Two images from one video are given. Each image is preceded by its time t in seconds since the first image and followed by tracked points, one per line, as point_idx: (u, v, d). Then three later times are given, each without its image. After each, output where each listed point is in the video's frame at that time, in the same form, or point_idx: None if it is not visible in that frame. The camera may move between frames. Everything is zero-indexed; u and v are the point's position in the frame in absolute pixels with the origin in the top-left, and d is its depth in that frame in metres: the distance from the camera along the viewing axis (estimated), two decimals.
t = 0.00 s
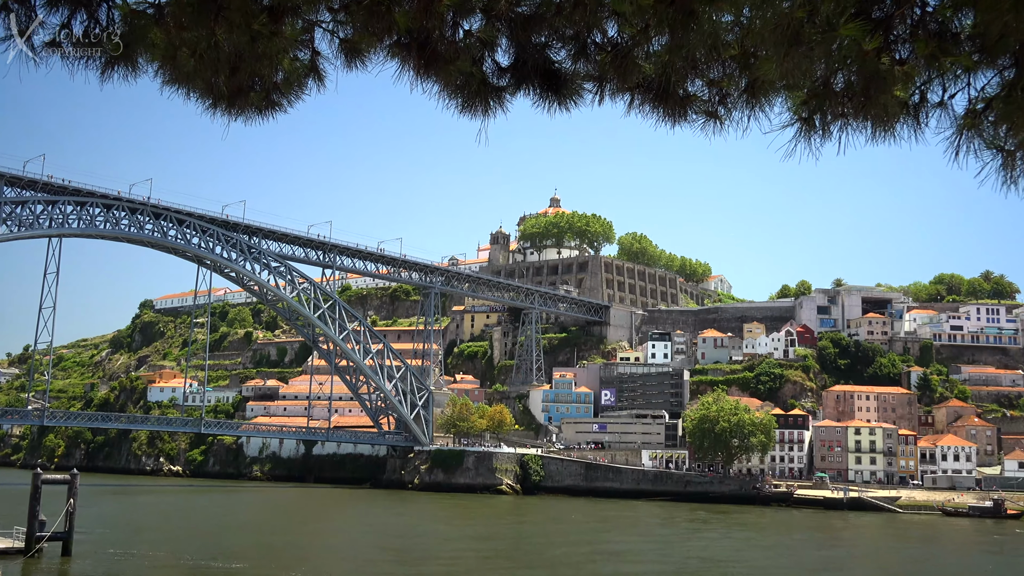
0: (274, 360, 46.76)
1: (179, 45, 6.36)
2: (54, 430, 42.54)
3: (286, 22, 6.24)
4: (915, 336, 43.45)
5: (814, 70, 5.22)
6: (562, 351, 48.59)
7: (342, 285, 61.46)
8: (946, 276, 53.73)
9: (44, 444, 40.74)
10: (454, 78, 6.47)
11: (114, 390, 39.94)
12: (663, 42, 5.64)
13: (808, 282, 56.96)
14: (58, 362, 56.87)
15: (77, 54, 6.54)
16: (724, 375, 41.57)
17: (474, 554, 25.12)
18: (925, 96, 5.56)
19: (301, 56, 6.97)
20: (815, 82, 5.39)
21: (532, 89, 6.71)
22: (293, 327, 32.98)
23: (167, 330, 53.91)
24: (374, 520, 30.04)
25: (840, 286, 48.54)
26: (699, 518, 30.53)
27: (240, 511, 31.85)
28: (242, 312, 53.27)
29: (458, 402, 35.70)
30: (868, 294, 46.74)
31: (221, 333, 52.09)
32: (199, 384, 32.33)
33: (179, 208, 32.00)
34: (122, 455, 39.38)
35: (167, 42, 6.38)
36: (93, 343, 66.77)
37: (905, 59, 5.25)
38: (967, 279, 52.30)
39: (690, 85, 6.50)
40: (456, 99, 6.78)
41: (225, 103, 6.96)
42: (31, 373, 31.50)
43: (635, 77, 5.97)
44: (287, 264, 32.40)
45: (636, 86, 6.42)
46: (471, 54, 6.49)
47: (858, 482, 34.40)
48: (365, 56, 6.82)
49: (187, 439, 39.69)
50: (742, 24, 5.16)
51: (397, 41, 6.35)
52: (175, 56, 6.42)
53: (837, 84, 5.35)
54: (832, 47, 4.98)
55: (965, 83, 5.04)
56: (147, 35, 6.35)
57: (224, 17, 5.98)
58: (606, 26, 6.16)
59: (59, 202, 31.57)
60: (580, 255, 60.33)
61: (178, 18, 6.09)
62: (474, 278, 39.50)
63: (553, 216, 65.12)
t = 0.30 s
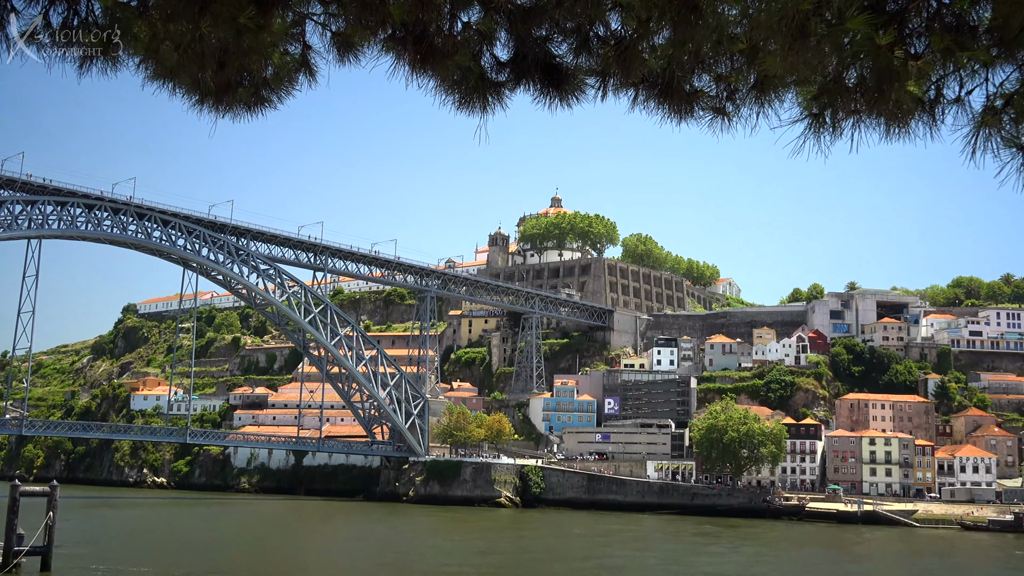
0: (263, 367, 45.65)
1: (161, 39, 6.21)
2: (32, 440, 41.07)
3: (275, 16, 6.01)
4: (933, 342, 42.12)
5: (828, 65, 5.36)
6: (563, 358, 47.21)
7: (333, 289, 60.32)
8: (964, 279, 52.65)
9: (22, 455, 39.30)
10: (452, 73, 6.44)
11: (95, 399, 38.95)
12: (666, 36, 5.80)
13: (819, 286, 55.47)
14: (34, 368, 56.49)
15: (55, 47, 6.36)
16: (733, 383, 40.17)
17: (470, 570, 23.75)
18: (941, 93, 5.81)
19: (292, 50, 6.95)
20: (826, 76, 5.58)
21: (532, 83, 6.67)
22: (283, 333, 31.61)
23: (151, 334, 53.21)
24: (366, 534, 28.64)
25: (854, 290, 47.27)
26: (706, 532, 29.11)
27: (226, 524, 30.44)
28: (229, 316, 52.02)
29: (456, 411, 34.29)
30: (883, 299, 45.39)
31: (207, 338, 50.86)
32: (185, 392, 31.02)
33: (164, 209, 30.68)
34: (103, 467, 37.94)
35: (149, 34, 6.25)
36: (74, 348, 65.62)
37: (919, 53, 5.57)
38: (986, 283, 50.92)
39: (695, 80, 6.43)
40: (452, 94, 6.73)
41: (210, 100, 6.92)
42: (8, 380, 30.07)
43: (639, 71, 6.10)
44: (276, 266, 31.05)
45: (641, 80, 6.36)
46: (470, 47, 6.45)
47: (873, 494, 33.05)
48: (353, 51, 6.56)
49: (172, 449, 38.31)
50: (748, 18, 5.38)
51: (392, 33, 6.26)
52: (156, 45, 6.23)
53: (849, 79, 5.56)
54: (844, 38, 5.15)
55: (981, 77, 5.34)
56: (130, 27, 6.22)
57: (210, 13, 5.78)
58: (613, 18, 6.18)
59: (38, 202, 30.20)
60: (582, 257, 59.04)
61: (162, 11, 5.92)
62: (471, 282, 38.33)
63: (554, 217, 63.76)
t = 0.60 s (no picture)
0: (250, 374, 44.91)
1: (146, 31, 6.14)
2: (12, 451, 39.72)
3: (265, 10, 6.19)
4: (953, 348, 40.70)
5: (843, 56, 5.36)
6: (566, 366, 45.77)
7: (327, 294, 59.11)
8: (986, 282, 51.10)
9: None
10: (447, 67, 6.30)
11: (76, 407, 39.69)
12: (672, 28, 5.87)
13: (833, 289, 53.89)
14: (13, 376, 56.40)
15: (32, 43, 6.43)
16: (743, 391, 38.65)
17: None
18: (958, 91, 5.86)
19: (280, 43, 6.87)
20: (841, 72, 5.62)
21: (533, 79, 6.54)
22: (273, 339, 30.23)
23: (134, 341, 53.75)
24: (358, 549, 27.19)
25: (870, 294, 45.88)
26: (715, 548, 27.64)
27: (212, 539, 29.01)
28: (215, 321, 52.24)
29: (453, 421, 32.77)
30: (901, 304, 43.90)
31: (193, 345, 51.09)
32: (169, 401, 29.58)
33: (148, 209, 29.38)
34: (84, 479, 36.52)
35: (130, 27, 6.17)
36: (54, 355, 64.30)
37: (937, 47, 5.53)
38: (1009, 287, 49.42)
39: (704, 76, 6.28)
40: (449, 91, 6.62)
41: (194, 96, 6.80)
42: None
43: (643, 66, 6.14)
44: (265, 269, 29.67)
45: (645, 76, 6.32)
46: (465, 40, 6.31)
47: (891, 509, 31.57)
48: (347, 44, 6.60)
49: (155, 460, 36.86)
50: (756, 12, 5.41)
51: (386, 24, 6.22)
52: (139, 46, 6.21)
53: (863, 75, 5.59)
54: (858, 32, 5.17)
55: (1003, 71, 5.34)
56: (110, 19, 6.10)
57: (201, 4, 5.88)
58: (614, 14, 6.31)
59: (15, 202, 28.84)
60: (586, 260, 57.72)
61: (147, 6, 5.94)
62: (468, 284, 38.63)
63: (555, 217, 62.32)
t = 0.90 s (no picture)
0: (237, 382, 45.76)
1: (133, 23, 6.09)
2: None
3: None
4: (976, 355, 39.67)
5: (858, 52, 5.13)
6: (570, 373, 44.38)
7: (319, 299, 58.11)
8: (1011, 287, 49.53)
9: None
10: (445, 60, 6.19)
11: (55, 418, 40.33)
12: (681, 21, 5.60)
13: (850, 295, 52.42)
14: None
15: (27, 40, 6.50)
16: (756, 401, 37.63)
17: None
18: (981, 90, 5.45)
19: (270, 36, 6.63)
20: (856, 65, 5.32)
21: (534, 74, 6.34)
22: (262, 346, 28.84)
23: (116, 347, 54.13)
24: (348, 565, 25.70)
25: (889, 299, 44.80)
26: (726, 565, 26.12)
27: (196, 554, 27.55)
28: (202, 327, 52.64)
29: (451, 431, 31.33)
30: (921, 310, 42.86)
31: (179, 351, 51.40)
32: (152, 410, 28.26)
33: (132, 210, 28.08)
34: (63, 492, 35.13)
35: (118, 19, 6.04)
36: (33, 362, 63.26)
37: (959, 40, 5.19)
38: None
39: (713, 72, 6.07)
40: (447, 85, 6.51)
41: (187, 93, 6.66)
42: None
43: (650, 62, 5.80)
44: (254, 272, 28.25)
45: (653, 72, 6.00)
46: (464, 33, 6.19)
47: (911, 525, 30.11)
48: (340, 34, 6.47)
49: (138, 473, 35.52)
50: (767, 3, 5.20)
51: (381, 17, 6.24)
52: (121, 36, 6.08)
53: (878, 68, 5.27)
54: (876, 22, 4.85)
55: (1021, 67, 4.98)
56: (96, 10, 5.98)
57: None
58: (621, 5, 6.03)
59: None
60: (592, 262, 56.37)
61: None
62: (467, 287, 37.83)
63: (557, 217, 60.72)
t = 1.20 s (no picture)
0: (225, 391, 45.91)
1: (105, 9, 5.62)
2: None
3: None
4: (1000, 364, 39.43)
5: (877, 48, 5.17)
6: (574, 382, 43.04)
7: (312, 303, 57.26)
8: None
9: None
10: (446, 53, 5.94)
11: (34, 428, 40.81)
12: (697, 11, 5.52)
13: (867, 299, 51.20)
14: None
15: None
16: (771, 411, 37.34)
17: None
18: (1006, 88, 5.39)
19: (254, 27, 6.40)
20: (874, 59, 5.25)
21: (537, 65, 6.21)
22: (251, 354, 27.39)
23: (97, 355, 54.56)
24: None
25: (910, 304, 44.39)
26: None
27: (180, 570, 26.12)
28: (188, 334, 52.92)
29: (449, 443, 30.09)
30: (943, 315, 42.54)
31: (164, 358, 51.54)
32: (135, 420, 26.86)
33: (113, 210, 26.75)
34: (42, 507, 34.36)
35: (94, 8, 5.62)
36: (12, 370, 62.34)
37: (982, 32, 5.26)
38: None
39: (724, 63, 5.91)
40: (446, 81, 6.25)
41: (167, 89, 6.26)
42: None
43: (660, 54, 5.73)
44: (241, 276, 26.83)
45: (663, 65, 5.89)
46: (464, 24, 5.98)
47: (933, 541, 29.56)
48: (332, 25, 6.12)
49: (119, 486, 34.48)
50: None
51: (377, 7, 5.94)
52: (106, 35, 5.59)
53: (899, 63, 5.26)
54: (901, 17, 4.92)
55: None
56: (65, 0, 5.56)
57: None
58: None
59: None
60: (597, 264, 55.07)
61: None
62: (466, 293, 37.29)
63: (561, 218, 59.35)
